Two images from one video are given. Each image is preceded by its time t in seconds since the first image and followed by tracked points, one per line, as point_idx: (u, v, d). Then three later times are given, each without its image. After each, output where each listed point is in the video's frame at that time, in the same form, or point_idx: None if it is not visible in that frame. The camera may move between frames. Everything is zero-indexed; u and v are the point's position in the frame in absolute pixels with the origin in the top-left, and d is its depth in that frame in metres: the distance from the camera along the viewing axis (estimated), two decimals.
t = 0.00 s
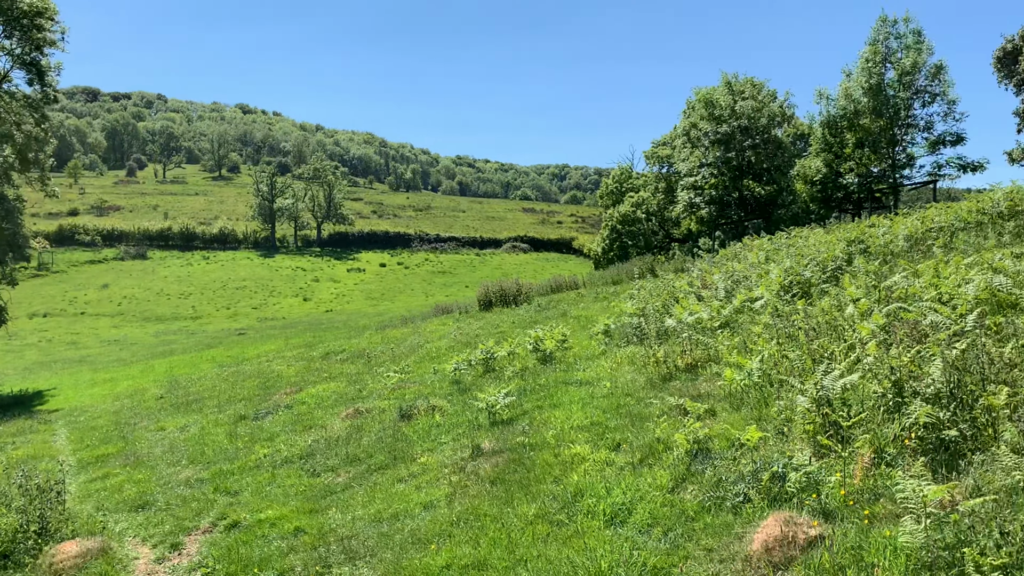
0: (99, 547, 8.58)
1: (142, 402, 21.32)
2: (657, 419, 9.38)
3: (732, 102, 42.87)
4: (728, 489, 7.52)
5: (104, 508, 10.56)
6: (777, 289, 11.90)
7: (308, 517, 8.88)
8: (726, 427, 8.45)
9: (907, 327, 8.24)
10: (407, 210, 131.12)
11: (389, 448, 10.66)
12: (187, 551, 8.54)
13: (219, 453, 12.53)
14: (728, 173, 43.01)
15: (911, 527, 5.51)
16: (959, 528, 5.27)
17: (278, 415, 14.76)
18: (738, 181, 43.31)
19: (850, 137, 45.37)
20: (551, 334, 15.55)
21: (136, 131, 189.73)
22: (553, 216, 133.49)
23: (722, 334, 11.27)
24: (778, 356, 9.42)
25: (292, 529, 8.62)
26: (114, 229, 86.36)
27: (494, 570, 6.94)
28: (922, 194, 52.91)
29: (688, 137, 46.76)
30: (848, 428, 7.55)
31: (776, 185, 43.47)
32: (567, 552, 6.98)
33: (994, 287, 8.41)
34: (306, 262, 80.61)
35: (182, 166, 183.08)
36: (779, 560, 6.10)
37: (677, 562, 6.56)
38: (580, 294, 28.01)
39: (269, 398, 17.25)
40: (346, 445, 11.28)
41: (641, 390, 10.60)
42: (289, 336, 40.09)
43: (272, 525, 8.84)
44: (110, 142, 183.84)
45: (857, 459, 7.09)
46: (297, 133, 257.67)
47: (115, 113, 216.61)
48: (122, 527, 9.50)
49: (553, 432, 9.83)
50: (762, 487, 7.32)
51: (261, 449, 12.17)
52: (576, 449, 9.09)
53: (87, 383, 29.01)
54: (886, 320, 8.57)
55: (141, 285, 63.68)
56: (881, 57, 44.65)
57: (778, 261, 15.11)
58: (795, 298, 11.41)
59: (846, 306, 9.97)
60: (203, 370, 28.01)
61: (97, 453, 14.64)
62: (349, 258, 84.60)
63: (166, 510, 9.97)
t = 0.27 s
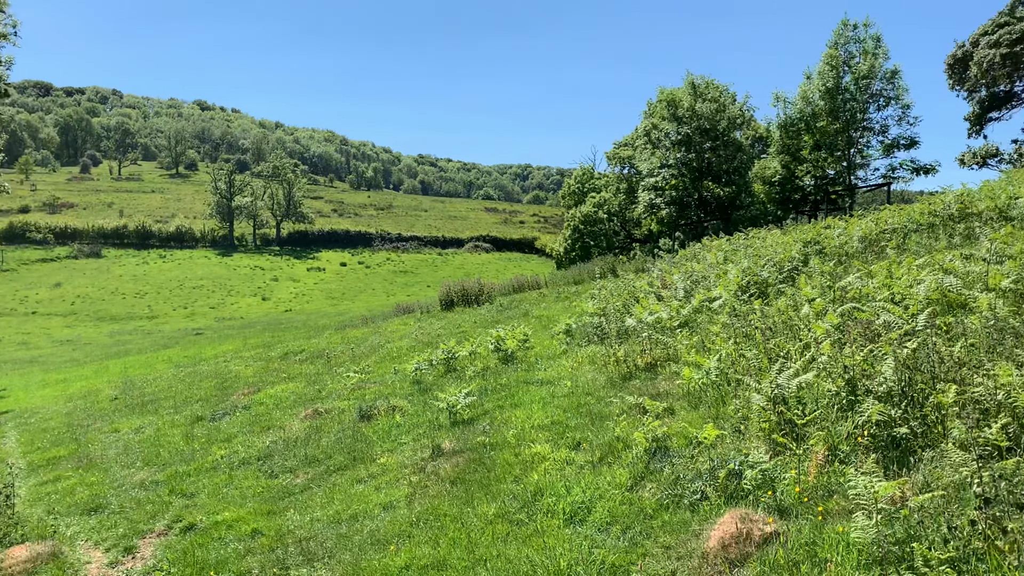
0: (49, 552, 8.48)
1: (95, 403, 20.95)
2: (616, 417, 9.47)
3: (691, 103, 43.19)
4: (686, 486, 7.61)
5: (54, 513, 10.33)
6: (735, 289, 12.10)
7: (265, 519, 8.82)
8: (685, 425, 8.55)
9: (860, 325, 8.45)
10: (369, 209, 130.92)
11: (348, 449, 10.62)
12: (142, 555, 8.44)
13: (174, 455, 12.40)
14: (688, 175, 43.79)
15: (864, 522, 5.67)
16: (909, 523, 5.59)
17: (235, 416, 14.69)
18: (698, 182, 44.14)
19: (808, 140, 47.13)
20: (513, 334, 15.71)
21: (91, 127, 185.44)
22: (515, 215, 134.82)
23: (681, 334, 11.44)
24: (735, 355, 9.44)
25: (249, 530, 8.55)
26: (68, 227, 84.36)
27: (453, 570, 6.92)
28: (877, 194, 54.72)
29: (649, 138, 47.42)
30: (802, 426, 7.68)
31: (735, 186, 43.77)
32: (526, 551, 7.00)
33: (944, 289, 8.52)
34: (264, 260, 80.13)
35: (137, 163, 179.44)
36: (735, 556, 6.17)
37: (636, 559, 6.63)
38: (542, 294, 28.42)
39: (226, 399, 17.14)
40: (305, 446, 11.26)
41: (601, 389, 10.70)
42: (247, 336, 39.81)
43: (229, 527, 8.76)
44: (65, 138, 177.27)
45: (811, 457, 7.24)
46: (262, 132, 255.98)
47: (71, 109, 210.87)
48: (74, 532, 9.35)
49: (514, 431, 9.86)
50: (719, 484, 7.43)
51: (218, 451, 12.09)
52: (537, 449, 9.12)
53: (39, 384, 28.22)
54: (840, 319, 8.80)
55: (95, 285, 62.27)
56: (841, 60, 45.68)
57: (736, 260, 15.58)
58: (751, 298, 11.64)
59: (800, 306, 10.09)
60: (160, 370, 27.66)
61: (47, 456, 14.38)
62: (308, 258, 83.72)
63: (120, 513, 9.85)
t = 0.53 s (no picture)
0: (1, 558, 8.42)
1: (50, 406, 20.60)
2: (578, 417, 9.56)
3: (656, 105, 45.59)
4: (646, 485, 7.68)
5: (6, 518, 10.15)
6: (695, 289, 12.32)
7: (224, 521, 8.78)
8: (646, 424, 8.65)
9: (817, 325, 8.62)
10: (330, 208, 130.85)
11: (310, 451, 10.59)
12: (96, 560, 8.36)
13: (131, 457, 12.32)
14: (652, 176, 46.13)
15: (819, 519, 5.80)
16: (863, 519, 5.73)
17: (195, 417, 14.63)
18: (660, 184, 46.56)
19: (769, 141, 46.53)
20: (477, 335, 15.82)
21: (46, 123, 181.66)
22: (480, 215, 135.74)
23: (643, 333, 11.62)
24: (695, 355, 9.55)
25: (208, 533, 8.48)
26: (21, 226, 82.30)
27: (415, 571, 6.92)
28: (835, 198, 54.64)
29: (613, 140, 49.35)
30: (759, 424, 7.78)
31: (696, 188, 46.59)
32: (488, 551, 7.01)
33: (899, 290, 8.67)
34: (225, 261, 79.53)
35: (95, 161, 176.13)
36: (695, 553, 6.28)
37: (596, 558, 6.69)
38: (506, 294, 28.72)
39: (186, 401, 17.06)
40: (266, 448, 11.25)
41: (563, 389, 10.80)
42: (206, 337, 39.54)
43: (188, 530, 8.70)
44: (20, 135, 174.21)
45: (769, 455, 7.35)
46: (228, 132, 254.31)
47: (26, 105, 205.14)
48: (27, 537, 9.22)
49: (477, 431, 9.90)
50: (679, 483, 7.51)
51: (178, 453, 12.03)
52: (499, 449, 9.16)
53: None
54: (798, 319, 8.98)
55: (51, 285, 61.03)
56: (800, 65, 46.02)
57: (696, 261, 15.93)
58: (711, 298, 11.87)
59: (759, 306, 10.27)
60: (118, 372, 27.32)
61: None
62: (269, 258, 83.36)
63: (76, 517, 9.74)
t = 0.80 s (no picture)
0: None
1: (7, 409, 20.30)
2: (544, 417, 9.62)
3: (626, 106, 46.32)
4: (611, 484, 7.75)
5: None
6: (661, 289, 12.55)
7: (186, 524, 8.76)
8: (611, 424, 8.73)
9: (779, 324, 8.76)
10: (295, 207, 131.41)
11: (275, 453, 10.58)
12: (54, 565, 8.33)
13: (90, 461, 12.27)
14: (618, 177, 46.55)
15: (780, 515, 5.85)
16: (823, 515, 5.75)
17: (157, 420, 14.59)
18: (626, 185, 46.82)
19: (734, 144, 47.68)
20: (444, 335, 15.86)
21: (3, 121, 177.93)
22: (445, 216, 140.27)
23: (609, 334, 11.78)
24: (660, 355, 9.67)
25: (170, 536, 8.45)
26: None
27: (380, 571, 6.92)
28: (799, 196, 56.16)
29: (580, 141, 48.84)
30: (722, 422, 7.89)
31: (661, 189, 46.65)
32: (453, 551, 7.01)
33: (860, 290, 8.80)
34: (187, 261, 79.02)
35: (54, 160, 172.94)
36: (658, 551, 6.36)
37: (561, 557, 6.73)
38: (473, 294, 28.97)
39: (147, 403, 16.99)
40: (229, 450, 11.24)
41: (529, 389, 10.88)
42: (167, 338, 39.21)
43: (149, 533, 8.67)
44: None
45: (732, 452, 7.45)
46: (196, 131, 251.88)
47: None
48: None
49: (443, 432, 9.93)
50: (643, 481, 7.58)
51: (139, 457, 12.01)
52: (465, 449, 9.20)
53: None
54: (761, 319, 9.11)
55: (9, 286, 59.82)
56: (762, 68, 46.71)
57: (662, 262, 16.11)
58: (677, 298, 12.07)
59: (722, 306, 10.41)
60: (79, 374, 27.00)
61: None
62: (233, 258, 83.48)
63: (33, 522, 9.69)
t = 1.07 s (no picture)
0: None
1: None
2: (514, 418, 9.67)
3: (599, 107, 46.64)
4: (580, 483, 7.76)
5: None
6: (630, 290, 12.78)
7: (150, 528, 8.69)
8: (581, 424, 8.76)
9: (745, 324, 8.89)
10: (263, 207, 131.33)
11: (243, 456, 10.51)
12: (15, 570, 8.32)
13: (54, 465, 12.19)
14: (587, 178, 46.41)
15: (745, 514, 5.80)
16: (787, 512, 5.63)
17: (122, 423, 14.49)
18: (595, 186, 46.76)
19: (700, 144, 47.90)
20: (414, 336, 15.86)
21: None
22: (414, 216, 143.53)
23: (579, 334, 11.89)
24: (629, 355, 9.78)
25: (134, 540, 8.37)
26: None
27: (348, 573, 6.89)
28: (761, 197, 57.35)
29: (552, 141, 49.73)
30: (689, 421, 7.88)
31: (631, 190, 46.49)
32: (422, 553, 6.98)
33: (825, 290, 8.96)
34: (153, 261, 78.28)
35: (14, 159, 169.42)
36: (625, 550, 6.40)
37: (529, 557, 6.72)
38: (443, 295, 29.14)
39: (112, 406, 16.87)
40: (195, 453, 11.15)
41: (500, 390, 10.96)
42: (132, 339, 38.78)
43: (114, 538, 8.62)
44: None
45: (698, 451, 7.41)
46: (166, 130, 249.16)
47: None
48: None
49: (412, 433, 9.91)
50: (611, 480, 7.61)
51: (103, 460, 11.93)
52: (435, 450, 9.19)
53: None
54: (728, 319, 9.22)
55: None
56: (726, 69, 47.12)
57: (631, 263, 16.25)
58: (646, 298, 12.24)
59: (689, 306, 10.58)
60: (42, 376, 26.61)
61: None
62: (200, 258, 83.09)
63: None
